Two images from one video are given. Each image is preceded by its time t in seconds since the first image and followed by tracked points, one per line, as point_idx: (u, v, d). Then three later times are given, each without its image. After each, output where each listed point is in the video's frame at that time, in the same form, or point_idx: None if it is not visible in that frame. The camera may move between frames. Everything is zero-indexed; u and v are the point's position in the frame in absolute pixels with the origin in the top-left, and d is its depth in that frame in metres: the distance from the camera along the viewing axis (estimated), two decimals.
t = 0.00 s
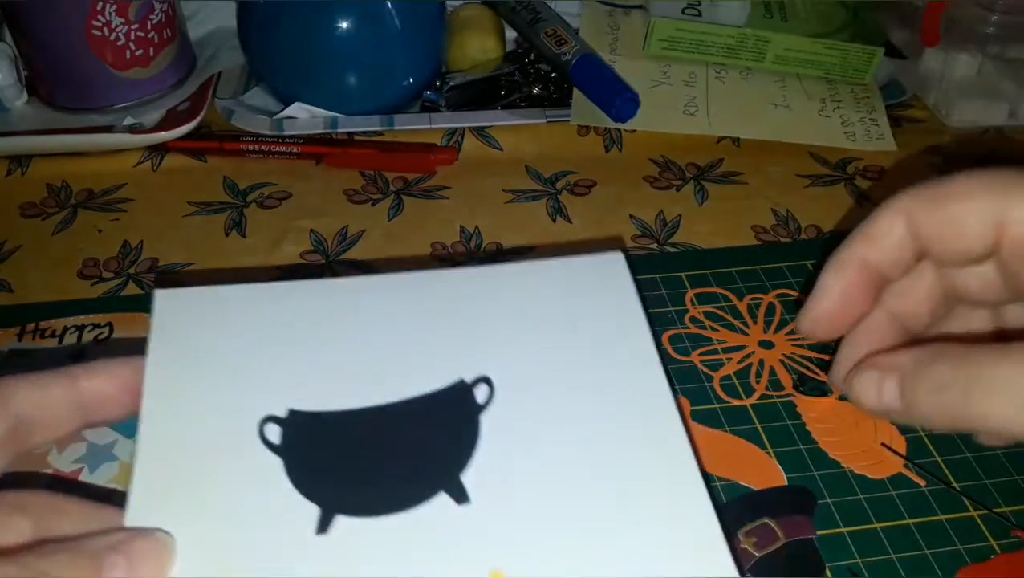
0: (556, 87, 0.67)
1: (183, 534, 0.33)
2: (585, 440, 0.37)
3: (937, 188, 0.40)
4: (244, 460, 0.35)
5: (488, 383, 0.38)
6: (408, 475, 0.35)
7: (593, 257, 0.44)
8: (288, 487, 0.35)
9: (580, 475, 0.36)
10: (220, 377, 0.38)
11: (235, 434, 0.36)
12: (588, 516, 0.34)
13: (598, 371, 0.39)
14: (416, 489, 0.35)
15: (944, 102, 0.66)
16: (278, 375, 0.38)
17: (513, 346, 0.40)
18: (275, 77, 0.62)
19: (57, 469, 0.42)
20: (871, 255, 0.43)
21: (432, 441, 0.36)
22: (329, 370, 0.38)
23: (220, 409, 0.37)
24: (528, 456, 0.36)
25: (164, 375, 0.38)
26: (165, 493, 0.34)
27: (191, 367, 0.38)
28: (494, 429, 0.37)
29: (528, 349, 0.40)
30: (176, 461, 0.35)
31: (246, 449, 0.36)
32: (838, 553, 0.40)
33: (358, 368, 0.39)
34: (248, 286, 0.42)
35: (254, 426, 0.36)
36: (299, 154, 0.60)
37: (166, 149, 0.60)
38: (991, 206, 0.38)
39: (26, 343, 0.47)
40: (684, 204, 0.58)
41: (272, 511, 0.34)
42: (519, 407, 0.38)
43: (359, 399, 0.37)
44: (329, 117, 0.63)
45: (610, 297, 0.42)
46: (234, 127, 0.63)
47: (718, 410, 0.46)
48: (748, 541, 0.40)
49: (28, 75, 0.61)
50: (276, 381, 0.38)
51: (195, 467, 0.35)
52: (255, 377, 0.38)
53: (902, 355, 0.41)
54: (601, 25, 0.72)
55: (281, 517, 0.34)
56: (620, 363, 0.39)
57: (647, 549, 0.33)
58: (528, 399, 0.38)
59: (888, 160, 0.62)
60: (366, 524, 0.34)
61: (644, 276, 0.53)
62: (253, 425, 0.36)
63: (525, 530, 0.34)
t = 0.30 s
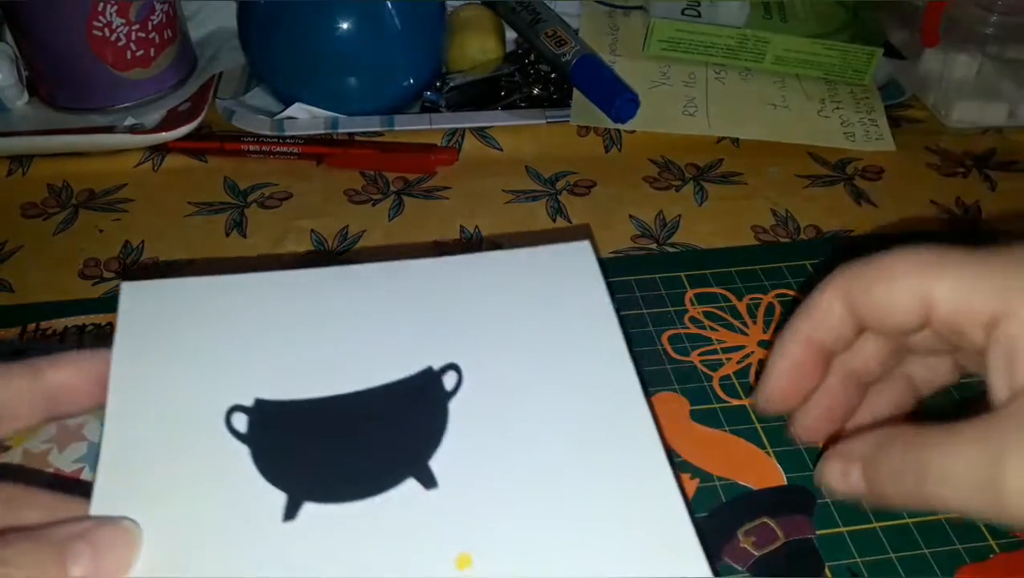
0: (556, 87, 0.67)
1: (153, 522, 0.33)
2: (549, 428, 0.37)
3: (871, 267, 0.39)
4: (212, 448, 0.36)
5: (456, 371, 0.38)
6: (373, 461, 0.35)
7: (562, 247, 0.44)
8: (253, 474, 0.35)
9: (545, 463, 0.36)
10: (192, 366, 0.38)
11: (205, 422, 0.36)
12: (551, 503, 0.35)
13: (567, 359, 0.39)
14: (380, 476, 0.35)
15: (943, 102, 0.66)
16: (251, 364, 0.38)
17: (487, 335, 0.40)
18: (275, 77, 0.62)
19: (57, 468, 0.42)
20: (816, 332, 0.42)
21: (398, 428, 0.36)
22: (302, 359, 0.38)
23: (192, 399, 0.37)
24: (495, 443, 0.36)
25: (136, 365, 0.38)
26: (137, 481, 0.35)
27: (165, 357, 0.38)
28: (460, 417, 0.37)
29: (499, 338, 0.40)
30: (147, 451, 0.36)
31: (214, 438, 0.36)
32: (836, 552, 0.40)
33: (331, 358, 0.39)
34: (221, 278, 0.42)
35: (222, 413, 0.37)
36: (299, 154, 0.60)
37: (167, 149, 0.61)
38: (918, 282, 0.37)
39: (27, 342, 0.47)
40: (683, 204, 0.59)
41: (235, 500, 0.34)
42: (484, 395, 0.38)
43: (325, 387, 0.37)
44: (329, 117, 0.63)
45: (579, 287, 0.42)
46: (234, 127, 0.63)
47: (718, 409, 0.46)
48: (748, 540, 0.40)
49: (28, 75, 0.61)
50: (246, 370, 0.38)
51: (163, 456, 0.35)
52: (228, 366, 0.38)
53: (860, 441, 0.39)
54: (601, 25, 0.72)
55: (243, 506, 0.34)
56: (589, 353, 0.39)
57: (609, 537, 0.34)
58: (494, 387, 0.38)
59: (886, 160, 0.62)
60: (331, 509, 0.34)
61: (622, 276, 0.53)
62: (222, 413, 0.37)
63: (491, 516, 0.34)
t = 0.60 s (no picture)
0: (556, 87, 0.67)
1: (145, 520, 0.33)
2: (537, 427, 0.37)
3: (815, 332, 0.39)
4: (201, 448, 0.35)
5: (443, 370, 0.38)
6: (360, 457, 0.35)
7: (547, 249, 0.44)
8: (242, 472, 0.35)
9: (535, 462, 0.36)
10: (183, 366, 0.38)
11: (193, 423, 0.36)
12: (539, 502, 0.35)
13: (556, 358, 0.39)
14: (367, 473, 0.35)
15: (944, 101, 0.66)
16: (242, 362, 0.38)
17: (477, 334, 0.40)
18: (275, 77, 0.62)
19: (57, 469, 0.42)
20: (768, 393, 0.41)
21: (386, 431, 0.36)
22: (292, 359, 0.38)
23: (183, 399, 0.37)
24: (482, 440, 0.36)
25: (129, 366, 0.38)
26: (129, 482, 0.35)
27: (157, 356, 0.38)
28: (448, 416, 0.37)
29: (489, 338, 0.40)
30: (136, 451, 0.35)
31: (204, 439, 0.36)
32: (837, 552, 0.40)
33: (322, 359, 0.39)
34: (212, 280, 0.42)
35: (211, 415, 0.36)
36: (299, 154, 0.60)
37: (167, 149, 0.61)
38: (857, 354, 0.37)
39: (27, 342, 0.47)
40: (682, 204, 0.59)
41: (223, 497, 0.34)
42: (473, 393, 0.38)
43: (313, 387, 0.37)
44: (329, 117, 0.63)
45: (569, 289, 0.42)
46: (234, 127, 0.63)
47: (718, 409, 0.46)
48: (749, 540, 0.40)
49: (28, 75, 0.61)
50: (236, 370, 0.38)
51: (153, 456, 0.35)
52: (219, 366, 0.38)
53: (838, 530, 0.37)
54: (601, 25, 0.72)
55: (232, 506, 0.34)
56: (577, 351, 0.39)
57: (596, 535, 0.34)
58: (481, 385, 0.38)
59: (886, 160, 0.62)
60: (320, 507, 0.34)
61: (616, 278, 0.53)
62: (211, 414, 0.36)
63: (480, 513, 0.34)
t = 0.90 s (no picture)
0: (556, 87, 0.67)
1: (144, 520, 0.33)
2: (534, 426, 0.37)
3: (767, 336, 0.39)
4: (197, 448, 0.35)
5: (437, 368, 0.39)
6: (355, 454, 0.35)
7: (537, 250, 0.44)
8: (238, 470, 0.35)
9: (533, 461, 0.36)
10: (180, 365, 0.38)
11: (189, 422, 0.36)
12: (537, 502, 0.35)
13: (553, 357, 0.39)
14: (363, 470, 0.35)
15: (944, 101, 0.66)
16: (241, 361, 0.38)
17: (475, 334, 0.40)
18: (275, 77, 0.62)
19: (57, 469, 0.42)
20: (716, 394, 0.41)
21: (381, 430, 0.36)
22: (289, 358, 0.38)
23: (181, 399, 0.37)
24: (478, 437, 0.36)
25: (125, 367, 0.38)
26: (126, 480, 0.35)
27: (155, 357, 0.38)
28: (442, 414, 0.37)
29: (487, 338, 0.40)
30: (134, 450, 0.35)
31: (201, 439, 0.36)
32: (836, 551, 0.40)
33: (321, 360, 0.39)
34: (209, 280, 0.42)
35: (206, 414, 0.36)
36: (299, 154, 0.60)
37: (167, 149, 0.61)
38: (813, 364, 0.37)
39: (27, 342, 0.47)
40: (683, 204, 0.59)
41: (219, 492, 0.34)
42: (468, 391, 0.38)
43: (308, 386, 0.37)
44: (329, 117, 0.63)
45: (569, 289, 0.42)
46: (234, 127, 0.63)
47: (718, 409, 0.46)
48: (751, 538, 0.40)
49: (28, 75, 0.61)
50: (232, 368, 0.38)
51: (150, 456, 0.35)
52: (216, 367, 0.38)
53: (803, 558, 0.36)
54: (601, 25, 0.72)
55: (228, 504, 0.34)
56: (575, 349, 0.40)
57: (594, 534, 0.34)
58: (475, 384, 0.38)
59: (886, 160, 0.62)
60: (316, 505, 0.34)
61: (608, 279, 0.53)
62: (207, 413, 0.36)
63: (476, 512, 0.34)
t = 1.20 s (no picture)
0: (556, 87, 0.67)
1: (137, 518, 0.33)
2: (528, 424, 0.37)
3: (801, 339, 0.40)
4: (187, 442, 0.35)
5: (427, 364, 0.39)
6: (347, 451, 0.35)
7: (525, 244, 0.44)
8: (228, 466, 0.35)
9: (530, 460, 0.36)
10: (173, 363, 0.38)
11: (183, 418, 0.36)
12: (531, 501, 0.35)
13: (548, 356, 0.39)
14: (357, 466, 0.35)
15: (943, 102, 0.66)
16: (236, 358, 0.38)
17: (474, 333, 0.40)
18: (276, 77, 0.62)
19: (57, 468, 0.42)
20: (766, 399, 0.42)
21: (370, 419, 0.36)
22: (285, 355, 0.38)
23: (176, 397, 0.37)
24: (472, 435, 0.36)
25: (114, 367, 0.38)
26: (119, 478, 0.34)
27: (149, 357, 0.38)
28: (430, 410, 0.37)
29: (485, 337, 0.40)
30: (128, 448, 0.35)
31: (191, 434, 0.36)
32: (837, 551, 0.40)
33: (320, 359, 0.38)
34: (206, 279, 0.42)
35: (196, 409, 0.36)
36: (300, 154, 0.60)
37: (168, 149, 0.61)
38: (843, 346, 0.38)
39: (27, 342, 0.47)
40: (683, 203, 0.59)
41: (208, 486, 0.34)
42: (459, 389, 0.38)
43: (299, 381, 0.37)
44: (330, 117, 0.63)
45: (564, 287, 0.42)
46: (234, 127, 0.63)
47: (718, 409, 0.46)
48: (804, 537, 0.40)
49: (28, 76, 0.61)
50: (224, 363, 0.38)
51: (146, 456, 0.35)
52: (203, 363, 0.38)
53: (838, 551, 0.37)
54: (601, 25, 0.72)
55: (217, 499, 0.34)
56: (569, 347, 0.40)
57: (591, 533, 0.34)
58: (468, 382, 0.38)
59: (886, 159, 0.63)
60: (305, 500, 0.34)
61: (594, 280, 0.52)
62: (196, 408, 0.36)
63: (471, 510, 0.34)
